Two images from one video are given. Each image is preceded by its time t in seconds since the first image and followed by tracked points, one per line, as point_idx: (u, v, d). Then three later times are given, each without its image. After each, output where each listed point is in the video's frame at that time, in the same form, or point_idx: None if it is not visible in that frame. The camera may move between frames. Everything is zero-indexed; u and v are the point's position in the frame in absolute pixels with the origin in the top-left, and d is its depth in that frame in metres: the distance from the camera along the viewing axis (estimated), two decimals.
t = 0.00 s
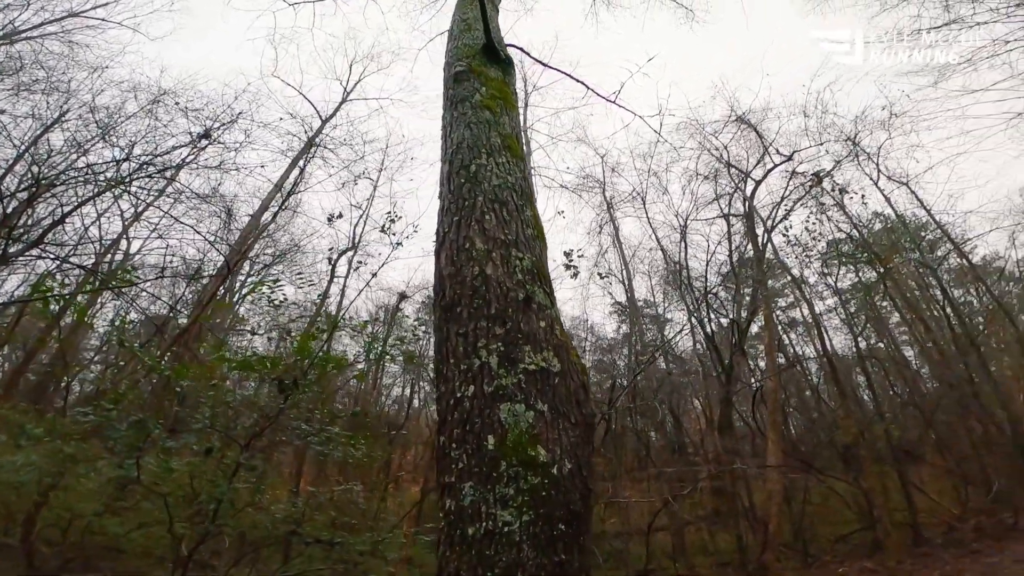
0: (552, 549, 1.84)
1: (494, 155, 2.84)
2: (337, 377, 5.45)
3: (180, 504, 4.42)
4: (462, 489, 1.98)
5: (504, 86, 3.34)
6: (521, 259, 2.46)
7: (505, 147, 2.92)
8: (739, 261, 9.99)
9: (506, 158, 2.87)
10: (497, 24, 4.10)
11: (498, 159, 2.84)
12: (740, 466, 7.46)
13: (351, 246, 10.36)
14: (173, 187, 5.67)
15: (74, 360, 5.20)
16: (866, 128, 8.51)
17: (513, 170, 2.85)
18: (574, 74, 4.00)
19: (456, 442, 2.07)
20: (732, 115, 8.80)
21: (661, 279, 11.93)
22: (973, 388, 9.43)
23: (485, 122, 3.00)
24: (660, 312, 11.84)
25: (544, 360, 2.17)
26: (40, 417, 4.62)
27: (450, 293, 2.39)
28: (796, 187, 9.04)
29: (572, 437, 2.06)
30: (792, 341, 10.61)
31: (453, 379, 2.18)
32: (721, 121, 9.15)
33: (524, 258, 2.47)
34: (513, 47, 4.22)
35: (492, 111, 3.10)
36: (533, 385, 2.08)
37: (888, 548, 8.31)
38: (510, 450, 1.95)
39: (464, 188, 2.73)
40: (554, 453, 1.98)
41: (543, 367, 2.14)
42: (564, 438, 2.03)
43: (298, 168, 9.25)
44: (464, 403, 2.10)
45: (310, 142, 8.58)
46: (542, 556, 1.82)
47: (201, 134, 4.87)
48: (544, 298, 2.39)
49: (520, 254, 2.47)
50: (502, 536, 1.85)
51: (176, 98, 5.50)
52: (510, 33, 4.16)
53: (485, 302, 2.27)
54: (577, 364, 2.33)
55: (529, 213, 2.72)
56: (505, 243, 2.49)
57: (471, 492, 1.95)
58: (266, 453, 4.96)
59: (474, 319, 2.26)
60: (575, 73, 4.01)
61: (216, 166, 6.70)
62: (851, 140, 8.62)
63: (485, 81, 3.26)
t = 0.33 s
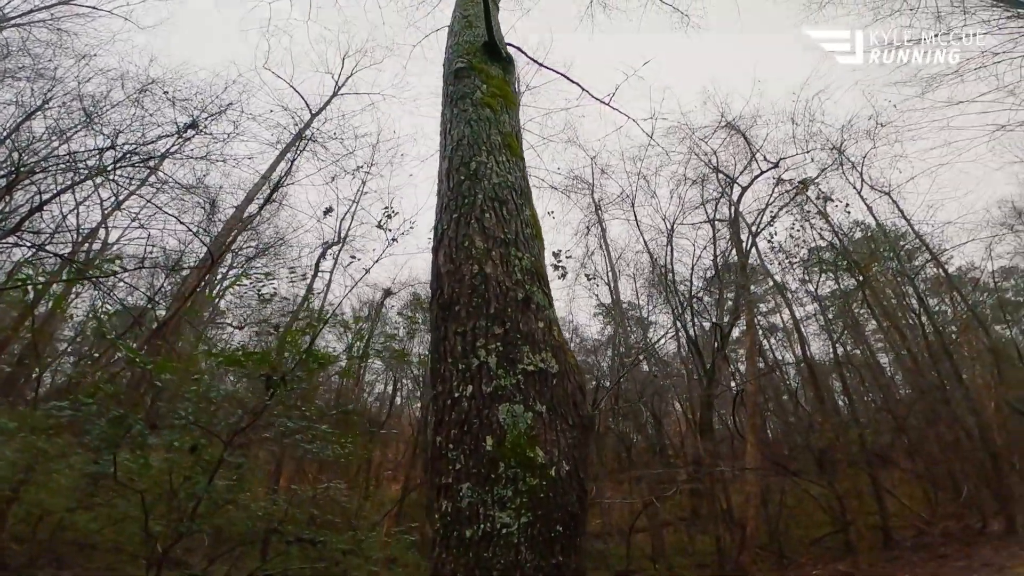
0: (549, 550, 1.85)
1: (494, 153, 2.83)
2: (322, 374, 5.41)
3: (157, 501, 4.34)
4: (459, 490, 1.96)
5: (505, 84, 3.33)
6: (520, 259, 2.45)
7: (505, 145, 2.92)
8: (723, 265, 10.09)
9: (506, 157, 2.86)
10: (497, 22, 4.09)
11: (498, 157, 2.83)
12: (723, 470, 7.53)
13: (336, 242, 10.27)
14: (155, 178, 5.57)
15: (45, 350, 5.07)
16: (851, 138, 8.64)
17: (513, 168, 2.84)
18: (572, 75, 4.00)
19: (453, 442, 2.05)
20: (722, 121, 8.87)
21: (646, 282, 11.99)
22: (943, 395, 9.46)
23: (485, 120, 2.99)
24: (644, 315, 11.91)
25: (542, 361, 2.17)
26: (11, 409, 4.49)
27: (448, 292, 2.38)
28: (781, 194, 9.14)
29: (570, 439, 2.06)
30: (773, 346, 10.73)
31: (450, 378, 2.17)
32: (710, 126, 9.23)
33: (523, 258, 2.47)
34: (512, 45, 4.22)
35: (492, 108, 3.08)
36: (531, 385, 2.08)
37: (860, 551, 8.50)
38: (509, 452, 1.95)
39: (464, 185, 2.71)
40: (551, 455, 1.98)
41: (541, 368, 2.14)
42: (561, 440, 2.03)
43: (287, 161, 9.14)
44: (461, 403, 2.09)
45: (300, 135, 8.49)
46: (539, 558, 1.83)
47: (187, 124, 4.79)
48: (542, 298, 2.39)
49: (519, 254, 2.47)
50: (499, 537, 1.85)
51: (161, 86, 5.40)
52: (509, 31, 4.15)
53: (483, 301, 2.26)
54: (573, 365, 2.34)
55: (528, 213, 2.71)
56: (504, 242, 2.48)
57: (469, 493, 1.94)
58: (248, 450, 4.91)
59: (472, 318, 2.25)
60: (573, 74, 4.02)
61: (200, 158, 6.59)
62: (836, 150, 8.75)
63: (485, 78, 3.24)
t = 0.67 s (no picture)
0: (548, 552, 1.85)
1: (495, 152, 2.83)
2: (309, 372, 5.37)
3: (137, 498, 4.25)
4: (458, 491, 1.95)
5: (505, 83, 3.32)
6: (520, 259, 2.45)
7: (506, 143, 2.91)
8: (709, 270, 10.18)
9: (507, 156, 2.86)
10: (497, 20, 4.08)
11: (499, 156, 2.82)
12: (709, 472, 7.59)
13: (322, 238, 10.18)
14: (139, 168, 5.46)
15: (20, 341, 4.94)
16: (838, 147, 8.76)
17: (513, 167, 2.84)
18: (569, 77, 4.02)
19: (452, 442, 2.04)
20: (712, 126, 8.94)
21: (631, 284, 12.04)
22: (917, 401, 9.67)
23: (486, 119, 2.98)
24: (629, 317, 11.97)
25: (541, 362, 2.17)
26: None
27: (448, 291, 2.36)
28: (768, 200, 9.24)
29: (568, 440, 2.07)
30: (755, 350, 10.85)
31: (450, 378, 2.15)
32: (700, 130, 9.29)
33: (523, 258, 2.46)
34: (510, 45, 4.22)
35: (493, 107, 3.08)
36: (532, 386, 2.08)
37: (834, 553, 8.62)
38: (509, 452, 1.94)
39: (465, 183, 2.70)
40: (550, 456, 1.99)
41: (541, 369, 2.14)
42: (560, 442, 2.04)
43: (275, 154, 9.03)
44: (461, 403, 2.08)
45: (290, 128, 8.39)
46: (539, 559, 1.83)
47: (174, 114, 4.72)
48: (541, 298, 2.39)
49: (519, 254, 2.46)
50: (498, 538, 1.84)
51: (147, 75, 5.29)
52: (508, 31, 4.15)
53: (484, 300, 2.25)
54: (571, 367, 2.35)
55: (528, 213, 2.71)
56: (504, 242, 2.48)
57: (468, 493, 1.93)
58: (233, 446, 4.86)
59: (472, 317, 2.24)
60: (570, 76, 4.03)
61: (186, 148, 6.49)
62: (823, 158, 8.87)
63: (486, 76, 3.23)
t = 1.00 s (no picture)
0: (545, 552, 1.87)
1: (496, 151, 2.82)
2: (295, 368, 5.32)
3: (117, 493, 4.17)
4: (456, 491, 1.94)
5: (505, 82, 3.32)
6: (518, 258, 2.44)
7: (505, 143, 2.90)
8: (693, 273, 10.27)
9: (506, 155, 2.85)
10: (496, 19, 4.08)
11: (499, 155, 2.82)
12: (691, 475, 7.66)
13: (307, 233, 10.09)
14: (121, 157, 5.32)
15: None
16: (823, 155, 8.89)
17: (513, 167, 2.83)
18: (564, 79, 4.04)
19: (449, 443, 2.03)
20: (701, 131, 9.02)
21: (615, 286, 12.10)
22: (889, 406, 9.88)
23: (486, 117, 2.97)
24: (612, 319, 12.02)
25: (539, 363, 2.17)
26: None
27: (446, 290, 2.35)
28: (753, 206, 9.34)
29: (564, 441, 2.09)
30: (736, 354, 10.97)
31: (448, 377, 2.14)
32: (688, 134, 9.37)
33: (521, 258, 2.46)
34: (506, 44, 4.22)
35: (493, 105, 3.07)
36: (530, 387, 2.08)
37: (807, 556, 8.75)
38: (507, 453, 1.94)
39: (465, 181, 2.68)
40: (547, 457, 2.00)
41: (539, 370, 2.14)
42: (556, 443, 2.05)
43: (262, 145, 8.90)
44: (459, 403, 2.07)
45: (278, 120, 8.27)
46: (536, 560, 1.84)
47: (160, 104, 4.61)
48: (539, 299, 2.40)
49: (518, 254, 2.46)
50: (497, 539, 1.84)
51: (133, 63, 5.20)
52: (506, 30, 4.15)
53: (482, 299, 2.24)
54: (566, 368, 2.36)
55: (527, 213, 2.71)
56: (504, 242, 2.47)
57: (466, 493, 1.92)
58: (216, 442, 4.80)
59: (471, 317, 2.22)
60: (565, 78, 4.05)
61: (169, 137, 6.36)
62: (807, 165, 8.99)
63: (487, 75, 3.22)
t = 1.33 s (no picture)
0: (545, 552, 1.86)
1: (497, 150, 2.82)
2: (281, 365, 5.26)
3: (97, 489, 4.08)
4: (456, 491, 1.94)
5: (506, 81, 3.32)
6: (518, 259, 2.45)
7: (506, 142, 2.91)
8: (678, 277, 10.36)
9: (507, 154, 2.85)
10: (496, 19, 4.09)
11: (500, 155, 2.82)
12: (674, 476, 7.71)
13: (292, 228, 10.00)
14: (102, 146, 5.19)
15: None
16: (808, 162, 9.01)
17: (513, 166, 2.84)
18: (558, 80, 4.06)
19: (450, 442, 2.02)
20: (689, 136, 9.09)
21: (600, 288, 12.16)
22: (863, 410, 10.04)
23: (487, 116, 2.97)
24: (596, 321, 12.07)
25: (538, 363, 2.18)
26: None
27: (446, 289, 2.34)
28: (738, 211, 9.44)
29: (562, 441, 2.09)
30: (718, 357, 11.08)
31: (448, 377, 2.14)
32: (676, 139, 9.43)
33: (521, 259, 2.47)
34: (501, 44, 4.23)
35: (494, 105, 3.07)
36: (529, 387, 2.09)
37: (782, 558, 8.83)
38: (508, 453, 1.94)
39: (465, 180, 2.68)
40: (547, 457, 2.00)
41: (538, 370, 2.15)
42: (554, 443, 2.05)
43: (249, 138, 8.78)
44: (460, 402, 2.06)
45: (266, 113, 8.17)
46: (536, 560, 1.83)
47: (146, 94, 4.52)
48: (538, 299, 2.40)
49: (518, 254, 2.46)
50: (497, 538, 1.84)
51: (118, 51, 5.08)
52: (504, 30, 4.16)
53: (483, 299, 2.24)
54: (563, 369, 2.37)
55: (526, 213, 2.72)
56: (504, 242, 2.47)
57: (466, 493, 1.92)
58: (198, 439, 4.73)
59: (472, 317, 2.22)
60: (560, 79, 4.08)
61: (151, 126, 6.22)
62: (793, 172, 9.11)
63: (488, 74, 3.23)
